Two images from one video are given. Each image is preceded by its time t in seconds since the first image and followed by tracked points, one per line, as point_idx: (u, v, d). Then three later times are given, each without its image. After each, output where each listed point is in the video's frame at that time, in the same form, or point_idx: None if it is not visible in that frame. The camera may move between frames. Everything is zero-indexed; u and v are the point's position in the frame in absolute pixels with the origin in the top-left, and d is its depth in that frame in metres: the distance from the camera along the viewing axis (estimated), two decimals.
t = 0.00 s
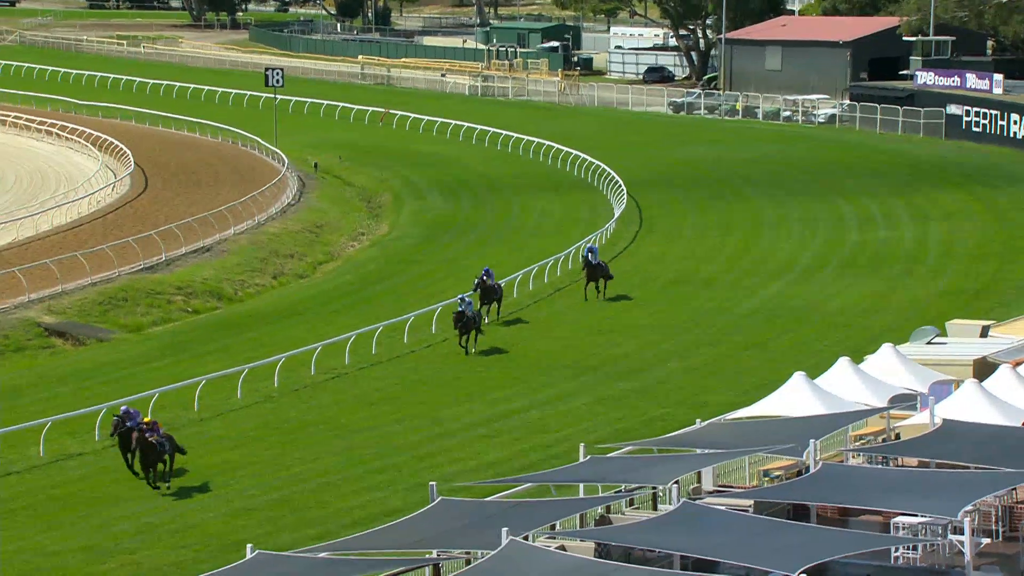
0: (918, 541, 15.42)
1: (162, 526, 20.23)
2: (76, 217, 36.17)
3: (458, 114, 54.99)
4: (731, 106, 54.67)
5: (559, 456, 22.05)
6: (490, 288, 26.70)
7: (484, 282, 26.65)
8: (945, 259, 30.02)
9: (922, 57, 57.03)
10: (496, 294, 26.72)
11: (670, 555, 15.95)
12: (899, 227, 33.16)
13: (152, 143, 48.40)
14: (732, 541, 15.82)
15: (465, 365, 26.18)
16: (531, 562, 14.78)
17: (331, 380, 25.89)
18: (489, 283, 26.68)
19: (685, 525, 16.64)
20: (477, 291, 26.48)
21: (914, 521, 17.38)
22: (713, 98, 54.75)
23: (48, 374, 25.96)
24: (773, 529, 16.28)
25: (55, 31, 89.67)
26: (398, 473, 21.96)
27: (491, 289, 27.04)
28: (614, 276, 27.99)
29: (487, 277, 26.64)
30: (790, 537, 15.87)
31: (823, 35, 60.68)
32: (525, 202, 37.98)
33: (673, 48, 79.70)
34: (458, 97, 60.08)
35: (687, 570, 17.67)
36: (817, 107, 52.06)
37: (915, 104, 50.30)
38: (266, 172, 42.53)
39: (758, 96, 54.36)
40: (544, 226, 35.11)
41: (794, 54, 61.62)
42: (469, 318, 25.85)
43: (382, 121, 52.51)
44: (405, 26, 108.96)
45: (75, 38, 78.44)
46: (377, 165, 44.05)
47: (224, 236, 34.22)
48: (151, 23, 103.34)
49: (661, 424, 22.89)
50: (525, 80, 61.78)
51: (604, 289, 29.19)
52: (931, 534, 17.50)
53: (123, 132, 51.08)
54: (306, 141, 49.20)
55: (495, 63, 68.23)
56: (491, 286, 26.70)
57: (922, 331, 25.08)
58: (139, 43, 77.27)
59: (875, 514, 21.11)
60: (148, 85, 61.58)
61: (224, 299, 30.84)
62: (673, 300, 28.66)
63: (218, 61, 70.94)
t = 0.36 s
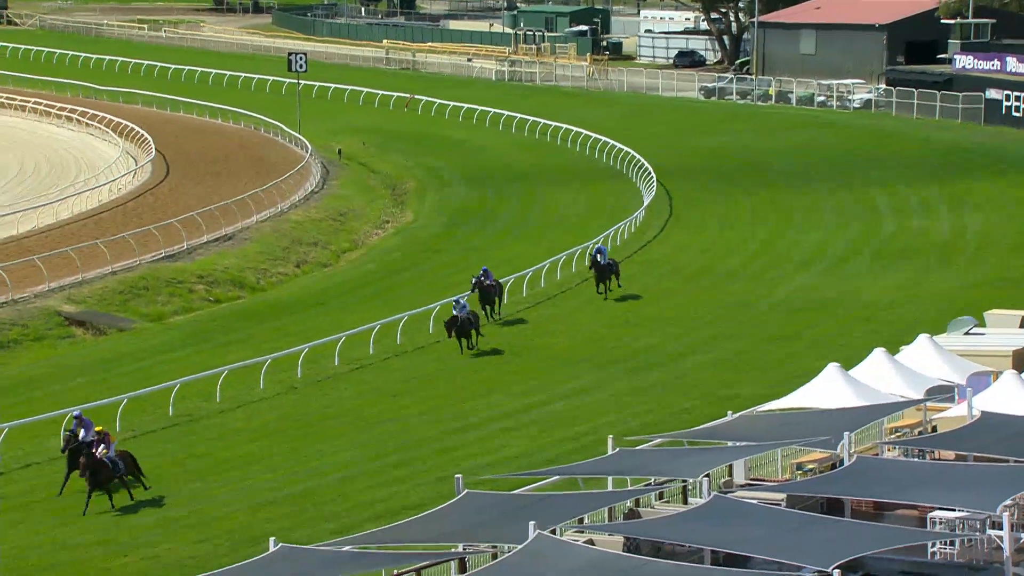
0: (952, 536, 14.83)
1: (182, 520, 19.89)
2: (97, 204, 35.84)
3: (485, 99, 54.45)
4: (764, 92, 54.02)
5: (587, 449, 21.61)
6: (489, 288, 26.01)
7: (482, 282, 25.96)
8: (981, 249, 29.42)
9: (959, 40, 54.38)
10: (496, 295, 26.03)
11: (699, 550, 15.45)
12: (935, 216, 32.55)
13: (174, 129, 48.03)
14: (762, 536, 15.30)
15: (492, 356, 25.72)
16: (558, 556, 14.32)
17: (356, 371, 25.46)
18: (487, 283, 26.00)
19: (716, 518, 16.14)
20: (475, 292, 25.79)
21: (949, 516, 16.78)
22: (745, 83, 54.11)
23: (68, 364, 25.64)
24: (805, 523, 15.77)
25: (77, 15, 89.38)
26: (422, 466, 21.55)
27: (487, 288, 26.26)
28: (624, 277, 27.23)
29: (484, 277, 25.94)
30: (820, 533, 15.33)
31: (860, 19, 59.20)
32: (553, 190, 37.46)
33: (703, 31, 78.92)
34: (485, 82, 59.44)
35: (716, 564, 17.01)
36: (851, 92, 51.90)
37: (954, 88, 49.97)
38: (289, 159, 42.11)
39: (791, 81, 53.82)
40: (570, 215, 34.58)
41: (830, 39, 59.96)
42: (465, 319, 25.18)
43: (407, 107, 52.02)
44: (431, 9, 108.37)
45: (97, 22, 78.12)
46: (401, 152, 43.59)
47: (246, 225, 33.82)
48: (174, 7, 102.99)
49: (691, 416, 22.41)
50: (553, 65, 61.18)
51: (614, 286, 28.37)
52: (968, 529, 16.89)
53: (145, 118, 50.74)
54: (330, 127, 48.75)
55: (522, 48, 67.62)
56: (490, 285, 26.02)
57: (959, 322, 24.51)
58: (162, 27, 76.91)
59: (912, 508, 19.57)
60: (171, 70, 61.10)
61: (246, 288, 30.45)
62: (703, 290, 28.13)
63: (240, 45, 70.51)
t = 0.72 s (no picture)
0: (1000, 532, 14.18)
1: (208, 512, 19.52)
2: (122, 192, 35.49)
3: (515, 85, 53.93)
4: (801, 77, 53.38)
5: (623, 442, 21.14)
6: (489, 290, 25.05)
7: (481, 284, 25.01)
8: None
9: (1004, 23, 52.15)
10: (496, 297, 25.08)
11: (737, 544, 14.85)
12: (976, 204, 31.92)
13: (200, 116, 47.68)
14: (800, 530, 14.70)
15: (523, 347, 25.24)
16: (594, 550, 13.83)
17: (385, 362, 25.03)
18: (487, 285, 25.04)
19: (755, 511, 15.58)
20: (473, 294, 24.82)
21: (994, 511, 16.12)
22: (783, 68, 53.50)
23: (94, 356, 25.30)
24: (847, 517, 15.20)
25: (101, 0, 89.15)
26: (454, 458, 21.13)
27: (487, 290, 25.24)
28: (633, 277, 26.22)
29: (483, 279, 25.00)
30: (862, 528, 14.71)
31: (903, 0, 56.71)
32: (584, 178, 36.94)
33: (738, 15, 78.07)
34: (517, 68, 58.91)
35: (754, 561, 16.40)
36: (892, 77, 51.35)
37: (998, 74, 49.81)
38: (317, 146, 41.68)
39: (830, 66, 53.19)
40: (601, 203, 34.06)
41: (871, 21, 57.47)
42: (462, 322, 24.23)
43: (436, 93, 51.55)
44: None
45: (122, 7, 77.80)
46: (430, 139, 43.12)
47: (273, 213, 33.42)
48: None
49: (728, 408, 21.93)
50: (585, 50, 60.57)
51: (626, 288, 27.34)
52: (1013, 525, 16.23)
53: (171, 105, 50.41)
54: (358, 114, 48.31)
55: (553, 32, 66.99)
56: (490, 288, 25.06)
57: (1003, 313, 23.91)
58: (187, 12, 76.55)
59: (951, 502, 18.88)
60: (199, 56, 60.80)
61: (273, 278, 30.06)
62: (739, 280, 27.58)
63: (267, 31, 70.10)
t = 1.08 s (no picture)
0: None
1: (241, 505, 19.17)
2: (153, 180, 35.20)
3: (552, 70, 53.41)
4: (847, 62, 52.73)
5: (663, 435, 20.69)
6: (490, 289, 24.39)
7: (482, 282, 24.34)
8: None
9: None
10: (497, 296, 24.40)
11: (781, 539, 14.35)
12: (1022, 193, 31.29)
13: (232, 103, 47.37)
14: (847, 525, 14.17)
15: (561, 339, 24.75)
16: (636, 543, 13.39)
17: (420, 353, 24.60)
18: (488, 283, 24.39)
19: (800, 504, 15.08)
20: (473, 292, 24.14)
21: None
22: (827, 53, 52.87)
23: (125, 346, 25.01)
24: (893, 511, 14.66)
25: None
26: (490, 451, 20.72)
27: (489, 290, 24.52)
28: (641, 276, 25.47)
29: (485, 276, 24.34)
30: (910, 524, 14.17)
31: None
32: (620, 165, 36.43)
33: None
34: (554, 53, 58.36)
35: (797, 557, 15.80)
36: (941, 62, 50.76)
37: None
38: (350, 133, 41.30)
39: (876, 50, 52.51)
40: (638, 192, 33.54)
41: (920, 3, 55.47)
42: (460, 320, 23.57)
43: (472, 79, 51.07)
44: None
45: None
46: (465, 126, 42.68)
47: (305, 202, 33.06)
48: None
49: (770, 400, 21.45)
50: (624, 35, 59.97)
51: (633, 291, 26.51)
52: None
53: (202, 91, 50.12)
54: (393, 100, 47.90)
55: (591, 17, 66.38)
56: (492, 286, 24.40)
57: None
58: None
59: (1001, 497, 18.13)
60: (232, 41, 60.47)
61: (306, 267, 29.68)
62: (780, 271, 27.03)
63: (300, 15, 69.72)
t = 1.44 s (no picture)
0: None
1: (279, 497, 18.82)
2: (191, 167, 34.90)
3: (596, 55, 52.88)
4: (899, 45, 52.05)
5: (711, 427, 20.21)
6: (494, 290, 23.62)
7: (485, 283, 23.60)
8: None
9: None
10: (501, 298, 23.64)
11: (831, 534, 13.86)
12: None
13: (271, 89, 47.08)
14: (900, 521, 13.65)
15: (605, 329, 24.30)
16: (681, 537, 12.94)
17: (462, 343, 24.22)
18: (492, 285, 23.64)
19: (853, 496, 14.57)
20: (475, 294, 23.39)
21: None
22: (879, 36, 52.22)
23: (163, 335, 24.72)
24: (947, 506, 14.13)
25: None
26: (534, 443, 20.29)
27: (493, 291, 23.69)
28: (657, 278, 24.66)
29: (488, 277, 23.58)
30: (965, 520, 13.65)
31: None
32: (662, 153, 35.92)
33: None
34: (598, 37, 57.80)
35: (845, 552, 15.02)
36: (996, 45, 49.81)
37: None
38: (391, 119, 40.91)
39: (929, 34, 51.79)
40: (680, 180, 33.01)
41: None
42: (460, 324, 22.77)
43: (515, 63, 50.60)
44: None
45: None
46: (507, 111, 42.23)
47: (345, 189, 32.68)
48: None
49: (820, 392, 20.93)
50: (670, 18, 59.37)
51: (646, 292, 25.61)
52: None
53: (240, 77, 49.84)
54: (434, 85, 47.49)
55: None
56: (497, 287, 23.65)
57: None
58: None
59: None
60: (273, 26, 60.19)
61: (345, 256, 29.35)
62: (826, 260, 26.50)
63: None
